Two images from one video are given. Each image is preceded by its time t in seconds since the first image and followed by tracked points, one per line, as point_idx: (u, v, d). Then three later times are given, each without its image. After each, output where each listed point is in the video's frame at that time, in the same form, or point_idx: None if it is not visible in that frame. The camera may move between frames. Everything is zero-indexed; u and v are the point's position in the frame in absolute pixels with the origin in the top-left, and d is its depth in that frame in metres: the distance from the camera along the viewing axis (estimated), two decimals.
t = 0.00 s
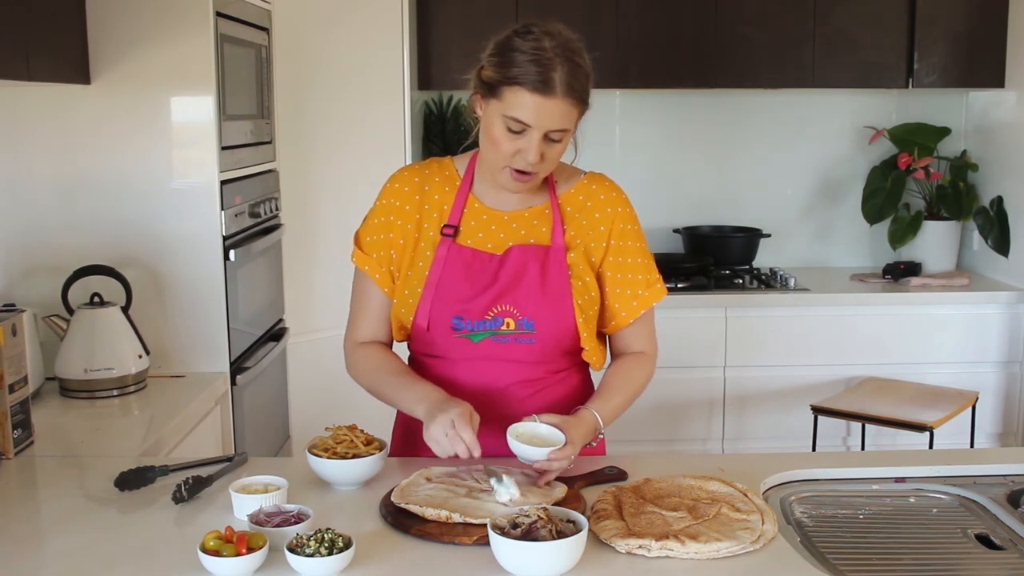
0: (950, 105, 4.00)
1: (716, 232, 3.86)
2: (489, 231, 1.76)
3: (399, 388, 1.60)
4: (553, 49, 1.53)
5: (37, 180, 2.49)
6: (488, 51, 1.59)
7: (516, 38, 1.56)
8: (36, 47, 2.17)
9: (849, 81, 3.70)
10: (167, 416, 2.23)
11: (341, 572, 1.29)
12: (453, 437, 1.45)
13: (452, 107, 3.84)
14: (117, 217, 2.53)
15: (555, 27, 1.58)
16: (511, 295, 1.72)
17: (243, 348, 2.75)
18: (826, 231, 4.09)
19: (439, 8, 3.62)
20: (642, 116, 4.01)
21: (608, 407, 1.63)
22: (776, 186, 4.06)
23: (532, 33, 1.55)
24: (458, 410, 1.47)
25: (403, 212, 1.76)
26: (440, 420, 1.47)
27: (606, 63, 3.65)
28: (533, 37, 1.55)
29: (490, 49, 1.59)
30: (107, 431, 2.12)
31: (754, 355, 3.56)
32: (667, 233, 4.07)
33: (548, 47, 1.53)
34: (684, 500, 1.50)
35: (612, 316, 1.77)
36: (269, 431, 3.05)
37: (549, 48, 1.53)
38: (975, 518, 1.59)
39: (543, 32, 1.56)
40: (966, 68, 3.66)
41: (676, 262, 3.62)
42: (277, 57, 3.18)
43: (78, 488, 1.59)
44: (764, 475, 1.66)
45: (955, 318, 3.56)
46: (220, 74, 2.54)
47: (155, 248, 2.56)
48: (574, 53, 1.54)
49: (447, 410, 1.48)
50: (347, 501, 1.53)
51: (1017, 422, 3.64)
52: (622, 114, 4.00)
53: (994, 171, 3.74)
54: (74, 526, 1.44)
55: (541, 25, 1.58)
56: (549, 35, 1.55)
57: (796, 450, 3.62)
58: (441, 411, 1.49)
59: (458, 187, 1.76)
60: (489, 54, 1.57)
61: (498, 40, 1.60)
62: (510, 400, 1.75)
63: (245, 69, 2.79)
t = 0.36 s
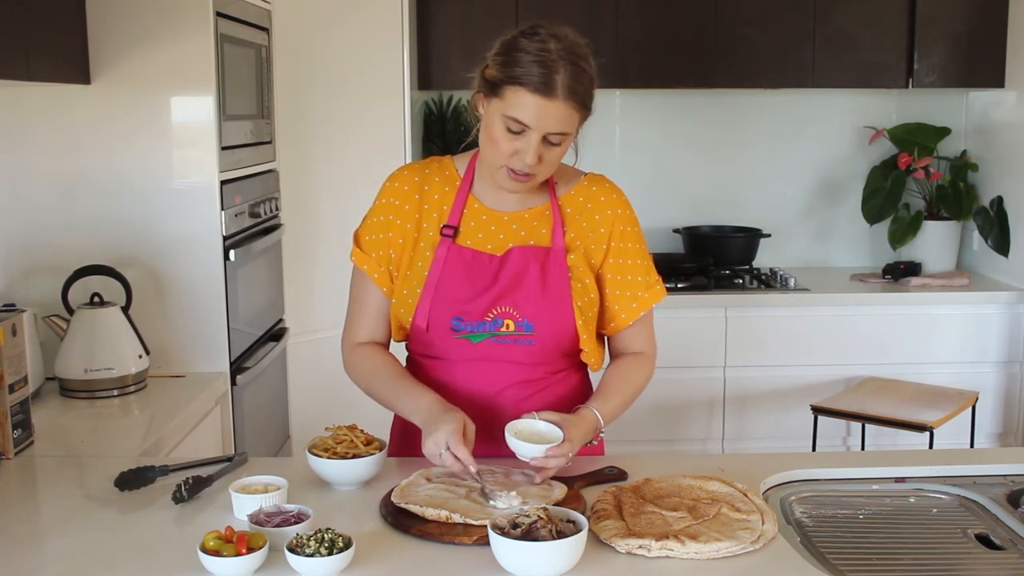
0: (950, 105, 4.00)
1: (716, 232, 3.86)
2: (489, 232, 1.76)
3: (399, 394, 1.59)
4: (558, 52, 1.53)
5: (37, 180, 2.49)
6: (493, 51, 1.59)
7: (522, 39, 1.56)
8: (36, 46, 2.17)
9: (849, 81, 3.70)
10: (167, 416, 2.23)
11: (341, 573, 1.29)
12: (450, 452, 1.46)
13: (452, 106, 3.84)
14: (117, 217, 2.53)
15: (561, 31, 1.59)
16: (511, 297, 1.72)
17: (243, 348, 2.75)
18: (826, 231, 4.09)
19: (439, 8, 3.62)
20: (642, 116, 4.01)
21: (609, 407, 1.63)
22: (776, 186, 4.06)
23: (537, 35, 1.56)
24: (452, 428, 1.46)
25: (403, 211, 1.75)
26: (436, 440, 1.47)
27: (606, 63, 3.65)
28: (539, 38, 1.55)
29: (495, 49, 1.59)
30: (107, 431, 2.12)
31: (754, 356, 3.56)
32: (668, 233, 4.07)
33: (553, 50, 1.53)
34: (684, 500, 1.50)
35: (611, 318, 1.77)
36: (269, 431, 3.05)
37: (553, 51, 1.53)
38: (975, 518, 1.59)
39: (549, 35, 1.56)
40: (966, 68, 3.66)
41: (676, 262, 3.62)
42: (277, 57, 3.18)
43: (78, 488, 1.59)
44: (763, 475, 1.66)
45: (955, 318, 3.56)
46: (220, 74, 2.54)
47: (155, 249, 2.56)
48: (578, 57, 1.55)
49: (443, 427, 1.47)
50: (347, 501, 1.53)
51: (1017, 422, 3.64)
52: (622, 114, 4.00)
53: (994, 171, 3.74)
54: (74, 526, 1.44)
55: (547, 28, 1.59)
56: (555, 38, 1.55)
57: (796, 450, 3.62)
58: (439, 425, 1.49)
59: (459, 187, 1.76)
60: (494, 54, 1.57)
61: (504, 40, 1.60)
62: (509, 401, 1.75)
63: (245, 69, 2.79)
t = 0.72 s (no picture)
0: (950, 105, 4.00)
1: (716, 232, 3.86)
2: (487, 233, 1.76)
3: (359, 368, 1.56)
4: (564, 60, 1.52)
5: (37, 180, 2.49)
6: (498, 56, 1.58)
7: (527, 45, 1.55)
8: (36, 46, 2.17)
9: (849, 81, 3.70)
10: (167, 416, 2.24)
11: (341, 573, 1.29)
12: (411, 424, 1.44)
13: (452, 107, 3.84)
14: (117, 217, 2.53)
15: (567, 37, 1.58)
16: (510, 299, 1.72)
17: (243, 348, 2.75)
18: (826, 231, 4.09)
19: (439, 8, 3.61)
20: (642, 116, 4.01)
21: (609, 407, 1.62)
22: (776, 186, 4.06)
23: (543, 42, 1.55)
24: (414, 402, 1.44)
25: (400, 210, 1.75)
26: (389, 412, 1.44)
27: (606, 63, 3.65)
28: (545, 46, 1.54)
29: (500, 54, 1.58)
30: (107, 431, 2.12)
31: (754, 355, 3.56)
32: (668, 233, 4.07)
33: (559, 59, 1.52)
34: (684, 500, 1.50)
35: (609, 318, 1.77)
36: (269, 431, 3.05)
37: (559, 60, 1.52)
38: (975, 518, 1.59)
39: (555, 42, 1.55)
40: (966, 68, 3.66)
41: (676, 262, 3.62)
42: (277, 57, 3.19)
43: (78, 488, 1.59)
44: (763, 474, 1.66)
45: (955, 318, 3.56)
46: (220, 74, 2.54)
47: (155, 249, 2.56)
48: (583, 66, 1.54)
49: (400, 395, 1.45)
50: (347, 501, 1.53)
51: (1017, 422, 3.64)
52: (622, 114, 4.00)
53: (994, 171, 3.74)
54: (74, 526, 1.44)
55: (553, 33, 1.58)
56: (560, 45, 1.55)
57: (796, 450, 3.62)
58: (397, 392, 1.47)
59: (458, 187, 1.76)
60: (499, 59, 1.57)
61: (509, 45, 1.59)
62: (507, 400, 1.75)
63: (245, 69, 2.79)
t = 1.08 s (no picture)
0: (951, 105, 4.00)
1: (716, 232, 3.86)
2: (483, 236, 1.74)
3: (329, 386, 1.38)
4: (568, 59, 1.53)
5: (37, 180, 2.49)
6: (500, 53, 1.57)
7: (530, 42, 1.55)
8: (36, 46, 2.17)
9: (849, 81, 3.70)
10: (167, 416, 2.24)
11: (341, 573, 1.29)
12: (442, 494, 1.30)
13: (452, 107, 3.84)
14: (117, 217, 2.53)
15: (567, 36, 1.58)
16: (511, 300, 1.73)
17: (243, 348, 2.75)
18: (826, 231, 4.09)
19: (439, 8, 3.62)
20: (642, 116, 4.01)
21: (598, 400, 1.70)
22: (776, 186, 4.06)
23: (547, 39, 1.55)
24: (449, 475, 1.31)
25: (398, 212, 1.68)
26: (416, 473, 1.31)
27: (606, 63, 3.65)
28: (548, 43, 1.55)
29: (501, 50, 1.57)
30: (107, 431, 2.12)
31: (754, 356, 3.56)
32: (668, 233, 4.08)
33: (563, 57, 1.53)
34: (684, 500, 1.50)
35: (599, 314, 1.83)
36: (269, 431, 3.05)
37: (563, 58, 1.52)
38: (975, 518, 1.59)
39: (558, 40, 1.55)
40: (966, 68, 3.66)
41: (676, 262, 3.62)
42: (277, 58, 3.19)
43: (78, 488, 1.59)
44: (763, 475, 1.66)
45: (955, 318, 3.56)
46: (220, 74, 2.54)
47: (155, 249, 2.56)
48: (585, 65, 1.55)
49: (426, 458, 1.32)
50: (347, 501, 1.53)
51: (1017, 422, 3.64)
52: (622, 114, 4.00)
53: (994, 171, 3.74)
54: (73, 525, 1.44)
55: (554, 31, 1.58)
56: (564, 43, 1.55)
57: (796, 450, 3.62)
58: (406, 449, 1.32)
59: (450, 191, 1.73)
60: (501, 56, 1.56)
61: (509, 42, 1.59)
62: (506, 401, 1.75)
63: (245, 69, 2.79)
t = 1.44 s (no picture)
0: (951, 105, 3.99)
1: (716, 232, 3.86)
2: (467, 245, 1.75)
3: (299, 376, 1.39)
4: (566, 76, 1.52)
5: (37, 180, 2.49)
6: (493, 65, 1.56)
7: (526, 56, 1.53)
8: (37, 46, 2.17)
9: (849, 81, 3.70)
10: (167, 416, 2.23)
11: (341, 572, 1.29)
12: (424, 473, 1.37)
13: (452, 106, 3.84)
14: (116, 217, 2.53)
15: (562, 49, 1.57)
16: (497, 312, 1.76)
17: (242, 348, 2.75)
18: (825, 231, 4.09)
19: (438, 8, 3.62)
20: (642, 116, 4.00)
21: (581, 397, 1.77)
22: (776, 186, 4.06)
23: (543, 54, 1.53)
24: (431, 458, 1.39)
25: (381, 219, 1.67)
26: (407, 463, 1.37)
27: (606, 62, 3.65)
28: (544, 58, 1.53)
29: (496, 62, 1.55)
30: (107, 431, 2.12)
31: (754, 356, 3.56)
32: (668, 233, 4.08)
33: (561, 73, 1.52)
34: (684, 500, 1.50)
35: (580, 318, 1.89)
36: (269, 431, 3.05)
37: (561, 75, 1.52)
38: (975, 518, 1.59)
39: (554, 54, 1.54)
40: (966, 68, 3.66)
41: (676, 262, 3.62)
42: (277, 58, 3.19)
43: (77, 488, 1.59)
44: (763, 475, 1.66)
45: (955, 318, 3.56)
46: (220, 74, 2.54)
47: (155, 249, 2.56)
48: (581, 81, 1.55)
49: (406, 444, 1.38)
50: (347, 501, 1.53)
51: (1017, 422, 3.63)
52: (622, 114, 4.00)
53: (994, 171, 3.74)
54: (74, 526, 1.44)
55: (549, 44, 1.56)
56: (560, 59, 1.54)
57: (796, 450, 3.62)
58: (392, 437, 1.38)
59: (435, 199, 1.73)
60: (496, 69, 1.54)
61: (502, 53, 1.57)
62: (489, 407, 1.79)
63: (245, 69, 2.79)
